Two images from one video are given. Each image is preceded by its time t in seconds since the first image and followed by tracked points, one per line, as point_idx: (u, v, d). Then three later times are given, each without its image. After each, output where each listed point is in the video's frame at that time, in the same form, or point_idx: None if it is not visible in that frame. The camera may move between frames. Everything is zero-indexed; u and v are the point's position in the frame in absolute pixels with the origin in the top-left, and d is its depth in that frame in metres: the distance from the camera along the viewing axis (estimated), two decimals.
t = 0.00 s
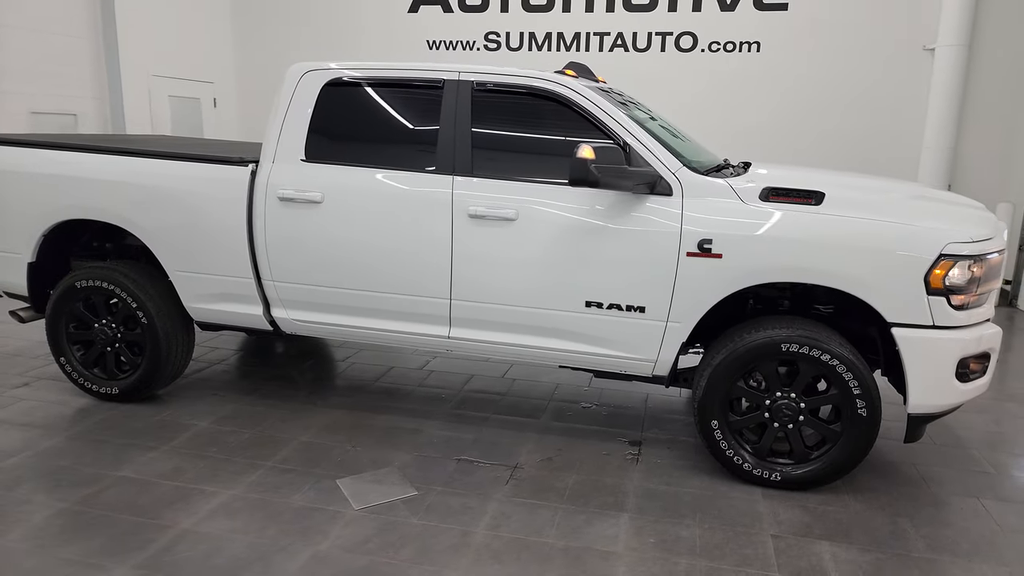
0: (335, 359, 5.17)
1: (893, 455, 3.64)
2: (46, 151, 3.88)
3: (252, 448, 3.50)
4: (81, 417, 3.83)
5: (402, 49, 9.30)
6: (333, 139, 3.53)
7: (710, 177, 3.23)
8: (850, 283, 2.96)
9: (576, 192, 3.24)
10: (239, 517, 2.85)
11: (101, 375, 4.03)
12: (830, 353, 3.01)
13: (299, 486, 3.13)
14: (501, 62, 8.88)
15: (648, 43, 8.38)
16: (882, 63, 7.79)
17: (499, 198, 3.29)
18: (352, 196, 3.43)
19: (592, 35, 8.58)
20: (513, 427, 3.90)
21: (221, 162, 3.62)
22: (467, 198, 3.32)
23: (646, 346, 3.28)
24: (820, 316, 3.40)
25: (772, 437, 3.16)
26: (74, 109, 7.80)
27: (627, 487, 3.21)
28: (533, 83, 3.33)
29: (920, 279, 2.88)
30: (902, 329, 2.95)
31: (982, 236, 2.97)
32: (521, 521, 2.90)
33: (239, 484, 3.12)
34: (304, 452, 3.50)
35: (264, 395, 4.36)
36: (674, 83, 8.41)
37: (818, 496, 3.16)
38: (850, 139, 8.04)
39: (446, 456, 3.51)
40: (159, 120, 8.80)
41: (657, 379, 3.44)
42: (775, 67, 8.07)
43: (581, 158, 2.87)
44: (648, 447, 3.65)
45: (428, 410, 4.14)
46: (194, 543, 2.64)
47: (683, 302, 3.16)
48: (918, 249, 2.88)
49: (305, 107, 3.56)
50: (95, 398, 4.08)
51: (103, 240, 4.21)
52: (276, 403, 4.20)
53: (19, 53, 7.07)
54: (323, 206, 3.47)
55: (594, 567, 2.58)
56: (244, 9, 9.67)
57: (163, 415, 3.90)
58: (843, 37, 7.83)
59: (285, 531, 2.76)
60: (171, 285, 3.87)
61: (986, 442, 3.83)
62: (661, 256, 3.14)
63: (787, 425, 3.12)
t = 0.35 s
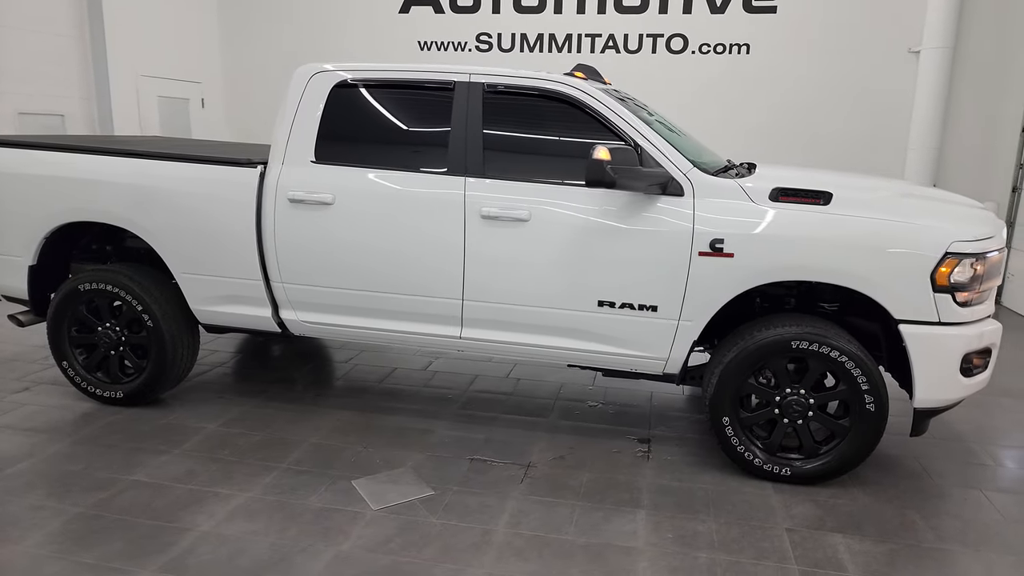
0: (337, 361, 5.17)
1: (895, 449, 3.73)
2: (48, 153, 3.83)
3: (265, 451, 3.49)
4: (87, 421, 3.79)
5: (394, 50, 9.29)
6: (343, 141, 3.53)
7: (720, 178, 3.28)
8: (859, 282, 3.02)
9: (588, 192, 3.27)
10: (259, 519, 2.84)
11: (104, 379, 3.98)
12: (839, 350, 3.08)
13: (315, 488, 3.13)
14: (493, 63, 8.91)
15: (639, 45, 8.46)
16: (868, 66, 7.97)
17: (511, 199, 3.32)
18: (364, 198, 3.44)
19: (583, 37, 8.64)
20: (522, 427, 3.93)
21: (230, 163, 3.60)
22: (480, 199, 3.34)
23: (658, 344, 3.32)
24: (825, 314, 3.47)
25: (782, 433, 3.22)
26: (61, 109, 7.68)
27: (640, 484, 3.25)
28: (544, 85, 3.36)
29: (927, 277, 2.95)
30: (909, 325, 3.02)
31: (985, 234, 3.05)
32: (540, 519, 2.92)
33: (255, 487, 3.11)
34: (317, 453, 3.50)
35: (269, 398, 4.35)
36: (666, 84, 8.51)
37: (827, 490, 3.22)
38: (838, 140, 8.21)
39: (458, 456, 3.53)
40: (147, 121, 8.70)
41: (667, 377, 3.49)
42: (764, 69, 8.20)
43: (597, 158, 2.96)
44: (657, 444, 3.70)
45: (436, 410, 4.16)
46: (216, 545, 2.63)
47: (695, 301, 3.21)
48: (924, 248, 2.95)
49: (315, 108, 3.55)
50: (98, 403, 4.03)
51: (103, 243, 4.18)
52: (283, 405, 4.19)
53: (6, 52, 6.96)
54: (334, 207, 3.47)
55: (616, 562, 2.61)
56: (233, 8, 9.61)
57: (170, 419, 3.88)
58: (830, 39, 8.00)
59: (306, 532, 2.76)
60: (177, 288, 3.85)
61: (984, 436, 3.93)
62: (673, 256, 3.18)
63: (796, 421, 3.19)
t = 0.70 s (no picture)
0: (339, 365, 5.12)
1: (903, 448, 3.78)
2: (50, 155, 3.75)
3: (277, 456, 3.44)
4: (91, 427, 3.71)
5: (387, 51, 9.25)
6: (356, 142, 3.50)
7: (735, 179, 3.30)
8: (875, 282, 3.06)
9: (605, 193, 3.27)
10: (278, 525, 2.80)
11: (108, 384, 3.90)
12: (855, 349, 3.12)
13: (332, 492, 3.09)
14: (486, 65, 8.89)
15: (633, 47, 8.51)
16: (858, 69, 8.09)
17: (527, 200, 3.31)
18: (377, 199, 3.41)
19: (577, 39, 8.66)
20: (533, 429, 3.92)
21: (240, 165, 3.54)
22: (495, 201, 3.33)
23: (675, 345, 3.33)
24: (836, 315, 3.51)
25: (798, 432, 3.25)
26: (48, 110, 7.53)
27: (658, 485, 3.26)
28: (559, 87, 3.36)
29: (941, 277, 3.00)
30: (923, 325, 3.07)
31: (997, 235, 3.10)
32: (562, 521, 2.91)
33: (271, 492, 3.07)
34: (330, 457, 3.46)
35: (275, 402, 4.30)
36: (659, 87, 8.57)
37: (841, 489, 3.25)
38: (829, 142, 8.32)
39: (473, 459, 3.52)
40: (136, 122, 8.56)
41: (682, 378, 3.51)
42: (756, 72, 8.29)
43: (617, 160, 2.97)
44: (670, 445, 3.71)
45: (445, 413, 4.14)
46: (237, 552, 2.59)
47: (712, 302, 3.22)
48: (939, 249, 3.00)
49: (327, 109, 3.52)
50: (101, 409, 3.95)
51: (104, 246, 4.10)
52: (291, 409, 4.14)
53: None
54: (347, 209, 3.44)
55: (643, 563, 2.61)
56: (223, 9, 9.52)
57: (177, 424, 3.81)
58: (821, 43, 8.10)
59: (328, 537, 2.72)
60: (185, 291, 3.79)
61: (987, 434, 4.00)
62: (691, 257, 3.20)
63: (812, 420, 3.22)
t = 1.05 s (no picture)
0: (346, 371, 5.08)
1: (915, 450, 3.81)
2: (56, 161, 3.69)
3: (293, 464, 3.40)
4: (101, 436, 3.66)
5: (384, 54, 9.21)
6: (371, 147, 3.48)
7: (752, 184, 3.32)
8: (893, 286, 3.08)
9: (624, 198, 3.27)
10: (301, 535, 2.77)
11: (116, 393, 3.85)
12: (874, 353, 3.14)
13: (352, 500, 3.06)
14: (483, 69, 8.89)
15: (630, 52, 8.54)
16: (852, 73, 8.17)
17: (545, 206, 3.30)
18: (394, 206, 3.39)
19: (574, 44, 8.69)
20: (548, 434, 3.91)
21: (253, 170, 3.51)
22: (513, 207, 3.33)
23: (693, 350, 3.34)
24: (851, 318, 3.53)
25: (816, 436, 3.27)
26: (41, 114, 7.43)
27: (677, 490, 3.26)
28: (576, 92, 3.36)
29: (959, 281, 3.02)
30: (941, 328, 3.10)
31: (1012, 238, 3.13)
32: (586, 527, 2.90)
33: (291, 501, 3.04)
34: (346, 465, 3.43)
35: (285, 409, 4.25)
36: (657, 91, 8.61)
37: (859, 492, 3.27)
38: (825, 145, 8.39)
39: (490, 465, 3.50)
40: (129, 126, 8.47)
41: (699, 381, 3.52)
42: (752, 76, 8.35)
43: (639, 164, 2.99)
44: (685, 450, 3.72)
45: (458, 419, 4.11)
46: (262, 563, 2.56)
47: (731, 306, 3.23)
48: (957, 252, 3.02)
49: (341, 114, 3.50)
50: (109, 418, 3.89)
51: (111, 252, 4.04)
52: (302, 416, 4.10)
53: None
54: (363, 216, 3.41)
55: (671, 569, 2.61)
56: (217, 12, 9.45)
57: (188, 433, 3.76)
58: (816, 48, 8.18)
59: (352, 547, 2.70)
60: (196, 299, 3.75)
61: (995, 437, 4.04)
62: (710, 262, 3.20)
63: (831, 424, 3.23)
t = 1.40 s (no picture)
0: (358, 371, 5.11)
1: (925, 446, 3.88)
2: (75, 163, 3.70)
3: (315, 463, 3.44)
4: (121, 437, 3.68)
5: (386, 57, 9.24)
6: (391, 149, 3.52)
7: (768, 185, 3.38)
8: (909, 284, 3.15)
9: (642, 199, 3.32)
10: (330, 532, 2.80)
11: (135, 393, 3.86)
12: (889, 350, 3.20)
13: (378, 498, 3.10)
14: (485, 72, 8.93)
15: (631, 55, 8.61)
16: (851, 76, 8.27)
17: (565, 206, 3.35)
18: (415, 206, 3.43)
19: (576, 47, 8.75)
20: (564, 433, 3.95)
21: (274, 172, 3.53)
22: (532, 207, 3.37)
23: (710, 348, 3.39)
24: (863, 316, 3.59)
25: (832, 432, 3.33)
26: (45, 116, 7.40)
27: (696, 486, 3.31)
28: (595, 94, 3.41)
29: (972, 279, 3.09)
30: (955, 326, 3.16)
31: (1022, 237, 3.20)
32: (610, 523, 2.94)
33: (317, 499, 3.07)
34: (367, 463, 3.46)
35: (301, 409, 4.28)
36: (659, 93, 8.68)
37: (874, 487, 3.34)
38: (825, 147, 8.48)
39: (510, 463, 3.54)
40: (132, 129, 8.45)
41: (716, 379, 3.57)
42: (752, 78, 8.43)
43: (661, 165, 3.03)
44: (701, 447, 3.77)
45: (474, 418, 4.15)
46: (296, 560, 2.59)
47: (749, 305, 3.29)
48: (970, 251, 3.09)
49: (361, 116, 3.53)
50: (128, 419, 3.91)
51: (127, 253, 4.05)
52: (319, 416, 4.12)
53: None
54: (383, 216, 3.45)
55: (697, 563, 2.65)
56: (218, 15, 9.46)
57: (208, 432, 3.79)
58: (815, 51, 8.27)
59: (382, 543, 2.74)
60: (216, 300, 3.77)
61: (1001, 433, 4.12)
62: (729, 262, 3.25)
63: (847, 420, 3.29)
